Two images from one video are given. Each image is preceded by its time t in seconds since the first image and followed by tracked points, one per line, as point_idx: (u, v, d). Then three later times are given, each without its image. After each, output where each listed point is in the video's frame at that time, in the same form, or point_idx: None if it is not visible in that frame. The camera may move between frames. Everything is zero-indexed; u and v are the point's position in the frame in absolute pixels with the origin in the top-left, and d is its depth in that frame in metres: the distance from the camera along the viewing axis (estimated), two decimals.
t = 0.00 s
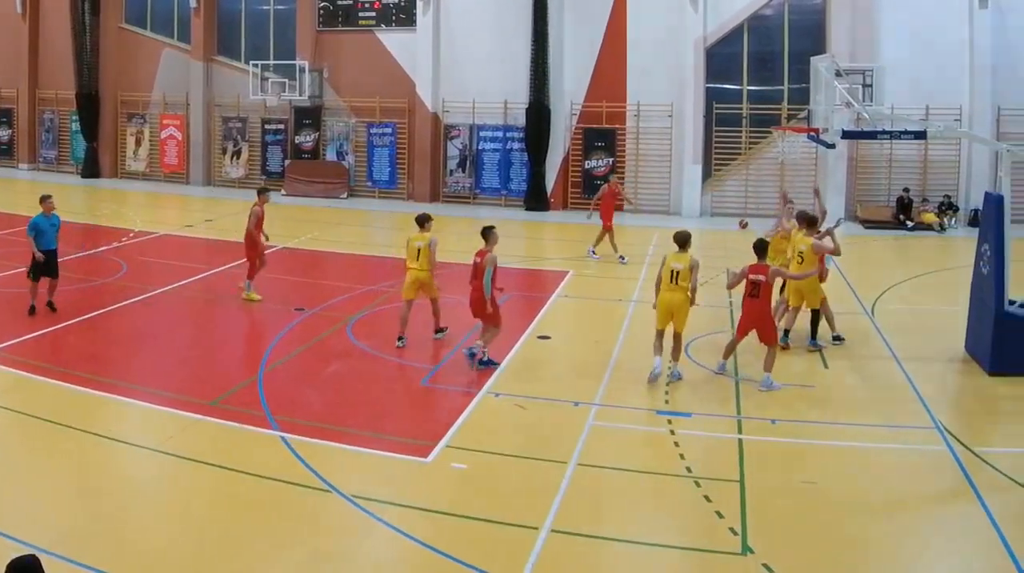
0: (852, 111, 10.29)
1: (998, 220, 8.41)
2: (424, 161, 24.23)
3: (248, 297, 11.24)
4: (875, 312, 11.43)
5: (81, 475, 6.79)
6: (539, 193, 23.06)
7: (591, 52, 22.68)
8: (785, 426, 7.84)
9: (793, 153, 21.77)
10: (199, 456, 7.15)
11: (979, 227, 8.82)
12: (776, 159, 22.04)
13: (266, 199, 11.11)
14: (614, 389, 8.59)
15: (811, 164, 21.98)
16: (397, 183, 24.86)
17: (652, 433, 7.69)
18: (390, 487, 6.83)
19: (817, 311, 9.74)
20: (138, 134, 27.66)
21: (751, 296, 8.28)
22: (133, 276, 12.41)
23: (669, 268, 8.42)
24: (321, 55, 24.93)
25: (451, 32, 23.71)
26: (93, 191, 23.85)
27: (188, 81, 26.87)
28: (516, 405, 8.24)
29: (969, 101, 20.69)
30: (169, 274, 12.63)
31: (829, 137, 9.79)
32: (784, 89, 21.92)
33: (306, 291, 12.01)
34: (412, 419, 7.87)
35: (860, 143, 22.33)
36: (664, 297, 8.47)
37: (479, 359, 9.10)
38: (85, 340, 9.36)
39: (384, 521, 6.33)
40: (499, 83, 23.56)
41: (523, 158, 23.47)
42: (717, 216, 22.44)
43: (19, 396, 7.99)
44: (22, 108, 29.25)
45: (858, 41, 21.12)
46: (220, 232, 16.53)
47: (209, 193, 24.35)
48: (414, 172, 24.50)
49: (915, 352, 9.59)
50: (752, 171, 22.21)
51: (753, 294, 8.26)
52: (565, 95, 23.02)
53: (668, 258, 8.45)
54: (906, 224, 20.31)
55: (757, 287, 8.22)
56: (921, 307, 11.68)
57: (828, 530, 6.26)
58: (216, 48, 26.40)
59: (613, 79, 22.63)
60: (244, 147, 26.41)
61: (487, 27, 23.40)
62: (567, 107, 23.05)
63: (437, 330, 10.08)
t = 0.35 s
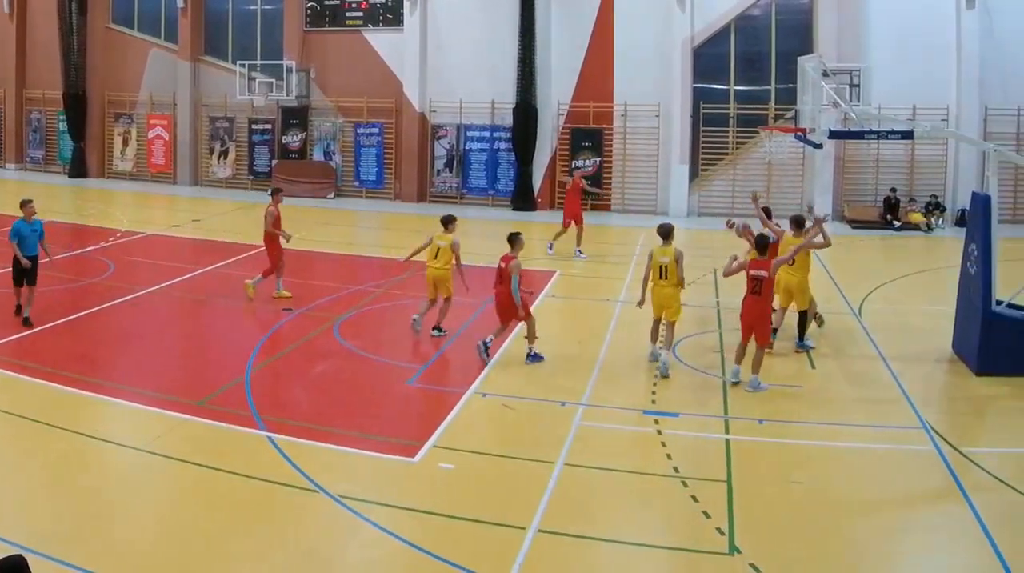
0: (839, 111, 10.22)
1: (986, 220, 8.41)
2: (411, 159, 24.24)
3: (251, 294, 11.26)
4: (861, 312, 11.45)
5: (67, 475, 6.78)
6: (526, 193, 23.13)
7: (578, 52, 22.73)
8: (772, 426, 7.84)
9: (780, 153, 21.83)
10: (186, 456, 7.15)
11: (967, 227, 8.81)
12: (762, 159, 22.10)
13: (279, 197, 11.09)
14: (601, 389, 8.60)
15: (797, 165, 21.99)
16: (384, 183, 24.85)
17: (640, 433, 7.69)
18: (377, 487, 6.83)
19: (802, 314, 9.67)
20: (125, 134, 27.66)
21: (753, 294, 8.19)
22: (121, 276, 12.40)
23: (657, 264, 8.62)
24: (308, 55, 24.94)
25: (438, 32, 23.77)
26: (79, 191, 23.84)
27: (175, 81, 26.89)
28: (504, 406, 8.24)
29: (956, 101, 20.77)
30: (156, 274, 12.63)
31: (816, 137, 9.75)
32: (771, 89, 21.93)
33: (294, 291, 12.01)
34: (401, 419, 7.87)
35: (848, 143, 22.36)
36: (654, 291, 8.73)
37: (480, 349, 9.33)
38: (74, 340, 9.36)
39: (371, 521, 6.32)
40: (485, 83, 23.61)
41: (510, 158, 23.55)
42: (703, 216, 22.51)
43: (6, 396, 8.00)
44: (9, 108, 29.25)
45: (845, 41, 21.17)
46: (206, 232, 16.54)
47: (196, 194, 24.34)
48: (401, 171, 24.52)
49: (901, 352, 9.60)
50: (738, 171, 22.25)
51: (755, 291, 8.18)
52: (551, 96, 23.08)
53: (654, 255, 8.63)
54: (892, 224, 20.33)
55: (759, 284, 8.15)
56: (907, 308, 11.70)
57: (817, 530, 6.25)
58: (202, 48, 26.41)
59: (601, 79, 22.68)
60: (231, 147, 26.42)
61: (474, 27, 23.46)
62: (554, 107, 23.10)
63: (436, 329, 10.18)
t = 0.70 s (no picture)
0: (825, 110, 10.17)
1: (972, 220, 8.41)
2: (398, 157, 24.23)
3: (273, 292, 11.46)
4: (848, 312, 11.47)
5: (55, 475, 6.78)
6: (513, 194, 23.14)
7: (565, 53, 22.75)
8: (759, 426, 7.84)
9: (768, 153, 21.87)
10: (174, 456, 7.15)
11: (954, 227, 8.82)
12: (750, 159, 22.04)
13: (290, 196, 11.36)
14: (588, 389, 8.60)
15: (785, 166, 22.08)
16: (371, 183, 24.80)
17: (627, 433, 7.69)
18: (364, 487, 6.82)
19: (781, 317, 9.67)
20: (112, 134, 27.65)
21: (743, 298, 8.17)
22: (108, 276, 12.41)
23: (648, 255, 9.06)
24: (295, 55, 24.93)
25: (425, 32, 23.78)
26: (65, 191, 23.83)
27: (162, 81, 26.90)
28: (490, 406, 8.24)
29: (943, 100, 20.89)
30: (143, 274, 12.64)
31: (804, 137, 9.66)
32: (758, 89, 22.06)
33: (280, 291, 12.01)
34: (388, 418, 7.87)
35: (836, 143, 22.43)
36: (645, 280, 9.15)
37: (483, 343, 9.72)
38: (61, 340, 9.36)
39: (358, 522, 6.32)
40: (472, 83, 23.65)
41: (497, 158, 23.54)
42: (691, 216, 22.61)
43: None
44: None
45: (832, 40, 21.29)
46: (193, 232, 16.54)
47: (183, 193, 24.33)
48: (389, 172, 24.49)
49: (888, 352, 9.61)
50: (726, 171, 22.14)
51: (745, 294, 8.16)
52: (538, 96, 23.08)
53: (645, 246, 9.05)
54: (880, 224, 20.39)
55: (748, 286, 8.14)
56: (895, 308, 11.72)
57: (805, 530, 6.26)
58: (190, 48, 26.42)
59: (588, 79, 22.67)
60: (218, 147, 26.41)
61: (462, 27, 23.50)
62: (541, 107, 23.09)
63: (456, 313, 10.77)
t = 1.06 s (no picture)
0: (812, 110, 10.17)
1: (957, 220, 8.41)
2: (384, 158, 24.25)
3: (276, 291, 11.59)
4: (834, 312, 11.48)
5: (40, 475, 6.77)
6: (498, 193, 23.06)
7: (552, 53, 22.84)
8: (745, 427, 7.83)
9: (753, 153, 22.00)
10: (159, 456, 7.14)
11: (939, 228, 8.82)
12: (736, 159, 22.20)
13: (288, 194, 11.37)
14: (574, 389, 8.60)
15: (770, 166, 22.05)
16: (357, 183, 24.86)
17: (613, 433, 7.68)
18: (349, 487, 6.82)
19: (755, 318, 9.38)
20: (98, 134, 27.64)
21: (744, 299, 8.02)
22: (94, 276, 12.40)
23: (634, 257, 9.18)
24: (281, 55, 24.94)
25: (411, 32, 23.86)
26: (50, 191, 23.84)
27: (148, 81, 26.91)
28: (476, 406, 8.24)
29: (929, 101, 21.01)
30: (130, 274, 12.64)
31: (790, 137, 9.66)
32: (744, 89, 22.03)
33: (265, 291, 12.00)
34: (373, 418, 7.88)
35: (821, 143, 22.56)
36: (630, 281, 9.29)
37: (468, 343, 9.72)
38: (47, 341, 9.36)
39: (343, 522, 6.32)
40: (458, 83, 23.75)
41: (483, 158, 23.65)
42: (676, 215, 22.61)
43: None
44: None
45: (817, 41, 21.38)
46: (178, 232, 16.54)
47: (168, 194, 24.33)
48: (374, 171, 24.55)
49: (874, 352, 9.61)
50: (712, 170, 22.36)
51: (747, 296, 8.03)
52: (524, 95, 23.19)
53: (630, 248, 9.17)
54: (865, 224, 20.60)
55: (749, 287, 8.00)
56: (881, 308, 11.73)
57: (791, 530, 6.25)
58: (175, 48, 26.43)
59: (572, 80, 22.80)
60: (204, 147, 26.42)
61: (448, 28, 23.57)
62: (526, 107, 23.22)
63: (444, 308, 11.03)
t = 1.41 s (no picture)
0: (800, 110, 10.19)
1: (944, 220, 8.42)
2: (371, 156, 24.26)
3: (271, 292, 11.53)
4: (822, 312, 11.48)
5: (27, 476, 6.76)
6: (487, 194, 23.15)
7: (539, 54, 22.96)
8: (732, 427, 7.83)
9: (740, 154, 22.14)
10: (147, 456, 7.14)
11: (927, 228, 8.83)
12: (723, 160, 22.42)
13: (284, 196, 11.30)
14: (561, 389, 8.60)
15: (757, 165, 22.29)
16: (344, 183, 24.92)
17: (600, 433, 7.68)
18: (336, 487, 6.82)
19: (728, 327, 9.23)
20: (85, 134, 27.66)
21: (735, 301, 7.95)
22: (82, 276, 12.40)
23: (587, 244, 9.49)
24: (267, 55, 24.99)
25: (398, 32, 23.94)
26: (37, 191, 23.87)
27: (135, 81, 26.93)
28: (463, 406, 8.24)
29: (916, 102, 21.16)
30: (119, 274, 12.64)
31: (777, 137, 9.69)
32: (731, 89, 22.21)
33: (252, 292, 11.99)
34: (361, 418, 7.88)
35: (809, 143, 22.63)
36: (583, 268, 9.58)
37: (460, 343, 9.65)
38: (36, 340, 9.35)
39: (330, 521, 6.31)
40: (444, 83, 23.83)
41: (469, 158, 23.67)
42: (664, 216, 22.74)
43: None
44: None
45: (804, 41, 21.52)
46: (164, 233, 16.54)
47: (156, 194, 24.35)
48: (361, 171, 24.61)
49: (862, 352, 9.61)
50: (699, 170, 22.58)
51: (738, 297, 7.95)
52: (511, 96, 23.25)
53: (583, 236, 9.43)
54: (852, 224, 20.70)
55: (739, 288, 7.95)
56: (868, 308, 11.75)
57: (778, 530, 6.25)
58: (163, 49, 26.46)
59: (560, 81, 22.93)
60: (191, 147, 26.45)
61: (435, 28, 23.65)
62: (514, 107, 23.30)
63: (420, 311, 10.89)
